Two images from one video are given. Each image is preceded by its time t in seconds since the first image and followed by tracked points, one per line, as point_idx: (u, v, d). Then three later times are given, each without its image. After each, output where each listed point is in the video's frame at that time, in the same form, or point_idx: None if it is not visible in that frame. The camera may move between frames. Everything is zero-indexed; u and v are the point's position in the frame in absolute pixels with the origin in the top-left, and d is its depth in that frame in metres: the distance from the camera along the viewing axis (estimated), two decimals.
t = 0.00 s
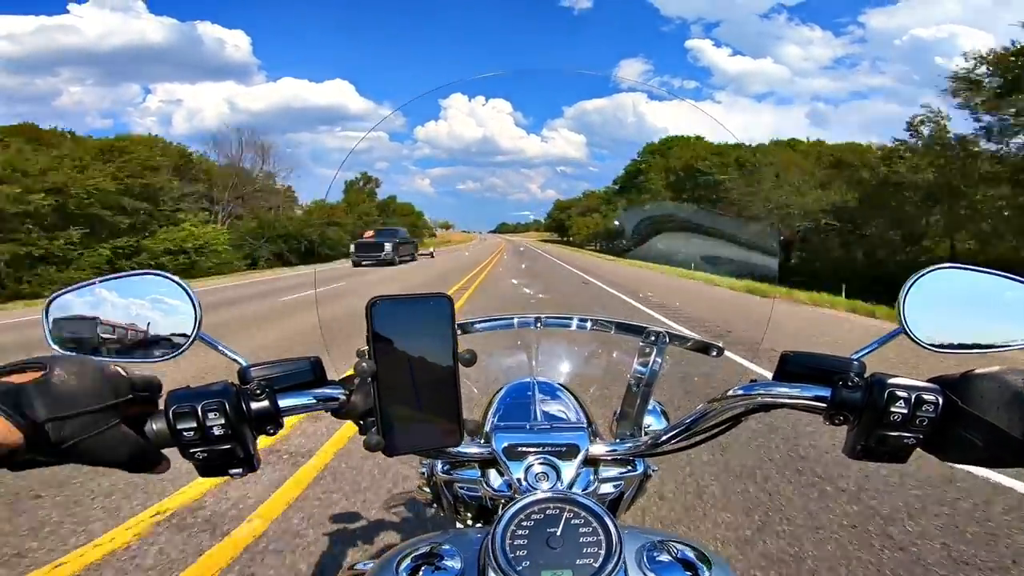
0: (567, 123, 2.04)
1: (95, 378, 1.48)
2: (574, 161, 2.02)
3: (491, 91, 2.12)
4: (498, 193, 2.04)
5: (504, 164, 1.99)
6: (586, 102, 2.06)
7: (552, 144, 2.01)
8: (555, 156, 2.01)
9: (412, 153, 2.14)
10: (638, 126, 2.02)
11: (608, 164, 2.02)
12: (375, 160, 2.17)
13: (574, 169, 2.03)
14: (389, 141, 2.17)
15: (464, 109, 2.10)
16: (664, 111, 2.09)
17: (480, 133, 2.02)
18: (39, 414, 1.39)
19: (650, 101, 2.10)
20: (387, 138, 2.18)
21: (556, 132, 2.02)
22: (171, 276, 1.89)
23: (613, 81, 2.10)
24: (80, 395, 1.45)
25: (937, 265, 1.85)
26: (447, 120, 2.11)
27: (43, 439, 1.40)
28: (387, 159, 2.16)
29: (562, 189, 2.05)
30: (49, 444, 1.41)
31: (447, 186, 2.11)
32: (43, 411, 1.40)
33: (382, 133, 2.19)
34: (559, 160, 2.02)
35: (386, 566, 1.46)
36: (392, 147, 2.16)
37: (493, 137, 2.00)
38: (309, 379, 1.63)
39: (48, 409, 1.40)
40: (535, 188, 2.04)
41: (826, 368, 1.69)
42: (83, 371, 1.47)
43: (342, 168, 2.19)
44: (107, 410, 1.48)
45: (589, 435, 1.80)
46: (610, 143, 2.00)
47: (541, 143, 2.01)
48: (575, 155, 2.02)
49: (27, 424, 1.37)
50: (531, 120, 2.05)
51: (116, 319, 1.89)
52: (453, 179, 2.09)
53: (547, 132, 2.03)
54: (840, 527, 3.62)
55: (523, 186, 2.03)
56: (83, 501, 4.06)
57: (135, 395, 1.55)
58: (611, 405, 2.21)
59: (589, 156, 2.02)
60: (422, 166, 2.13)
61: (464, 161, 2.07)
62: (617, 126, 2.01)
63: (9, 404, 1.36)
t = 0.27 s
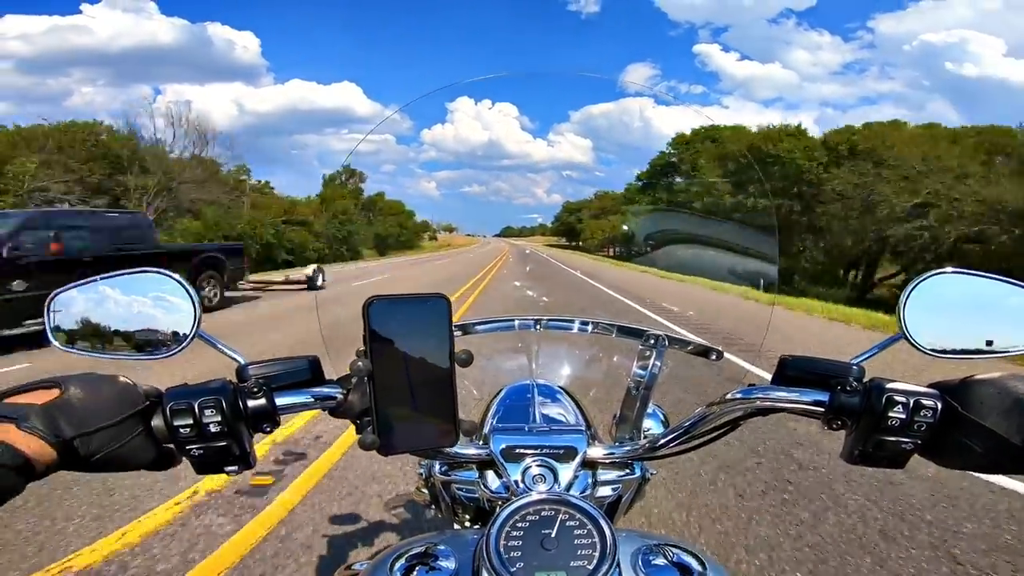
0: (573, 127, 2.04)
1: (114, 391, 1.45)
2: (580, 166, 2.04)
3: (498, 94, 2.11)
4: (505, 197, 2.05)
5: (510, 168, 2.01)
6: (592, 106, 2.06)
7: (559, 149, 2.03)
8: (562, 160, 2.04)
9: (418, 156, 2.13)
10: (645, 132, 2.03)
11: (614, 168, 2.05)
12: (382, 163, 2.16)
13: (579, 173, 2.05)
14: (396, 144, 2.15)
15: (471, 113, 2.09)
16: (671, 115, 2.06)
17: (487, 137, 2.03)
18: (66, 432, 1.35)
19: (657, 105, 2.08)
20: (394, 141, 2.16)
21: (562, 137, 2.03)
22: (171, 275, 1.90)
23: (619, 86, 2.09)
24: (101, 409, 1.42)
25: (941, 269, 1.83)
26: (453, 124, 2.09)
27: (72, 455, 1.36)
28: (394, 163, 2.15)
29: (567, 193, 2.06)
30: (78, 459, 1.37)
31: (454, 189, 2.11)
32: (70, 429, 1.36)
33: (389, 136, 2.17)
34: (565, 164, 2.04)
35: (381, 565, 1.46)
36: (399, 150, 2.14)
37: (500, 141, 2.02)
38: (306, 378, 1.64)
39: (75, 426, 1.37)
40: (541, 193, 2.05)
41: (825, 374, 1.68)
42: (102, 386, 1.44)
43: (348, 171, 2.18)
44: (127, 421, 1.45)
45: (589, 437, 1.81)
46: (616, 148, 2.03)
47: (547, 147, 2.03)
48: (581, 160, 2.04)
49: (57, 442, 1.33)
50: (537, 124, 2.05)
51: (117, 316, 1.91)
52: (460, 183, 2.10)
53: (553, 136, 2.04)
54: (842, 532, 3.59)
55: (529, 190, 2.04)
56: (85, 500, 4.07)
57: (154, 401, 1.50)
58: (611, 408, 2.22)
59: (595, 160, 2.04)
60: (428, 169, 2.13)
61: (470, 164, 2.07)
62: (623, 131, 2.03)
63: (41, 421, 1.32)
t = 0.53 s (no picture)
0: (579, 130, 2.07)
1: (131, 388, 1.45)
2: (586, 169, 2.04)
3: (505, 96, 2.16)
4: (510, 200, 2.03)
5: (516, 171, 2.04)
6: (598, 109, 2.09)
7: (564, 152, 2.05)
8: (567, 163, 2.05)
9: (425, 157, 2.17)
10: (651, 135, 2.06)
11: (621, 172, 2.04)
12: (389, 164, 2.20)
13: (585, 176, 2.04)
14: (403, 145, 2.22)
15: (477, 115, 2.14)
16: (677, 120, 2.08)
17: (493, 139, 2.05)
18: (87, 429, 1.34)
19: (664, 109, 2.11)
20: (401, 143, 2.23)
21: (568, 139, 2.06)
22: (187, 270, 1.92)
23: (626, 90, 2.13)
24: (120, 406, 1.41)
25: (953, 271, 1.84)
26: (459, 126, 2.14)
27: (92, 453, 1.35)
28: (400, 164, 2.19)
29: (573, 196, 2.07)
30: (98, 457, 1.37)
31: (459, 192, 2.10)
32: (91, 426, 1.35)
33: (396, 138, 2.23)
34: (571, 167, 2.05)
35: (389, 563, 1.48)
36: (406, 152, 2.20)
37: (506, 143, 2.04)
38: (323, 372, 1.67)
39: (96, 423, 1.36)
40: (546, 196, 2.06)
41: (837, 373, 1.69)
42: (120, 383, 1.43)
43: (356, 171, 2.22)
44: (147, 417, 1.46)
45: (597, 436, 1.83)
46: (623, 151, 2.03)
47: (553, 149, 2.06)
48: (587, 163, 2.05)
49: (78, 440, 1.32)
50: (543, 126, 2.10)
51: (128, 311, 1.94)
52: (465, 184, 2.08)
53: (559, 139, 2.07)
54: (846, 534, 3.61)
55: (535, 192, 2.05)
56: (96, 496, 4.12)
57: (171, 395, 1.52)
58: (617, 408, 2.24)
59: (601, 163, 2.04)
60: (434, 170, 2.14)
61: (476, 167, 2.07)
62: (629, 134, 2.06)
63: (62, 421, 1.31)
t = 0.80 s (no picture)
0: (600, 126, 2.06)
1: (177, 372, 1.43)
2: (609, 166, 2.04)
3: (525, 93, 2.17)
4: (531, 195, 2.09)
5: (535, 167, 2.04)
6: (620, 106, 2.06)
7: (585, 148, 2.05)
8: (587, 159, 2.04)
9: (445, 153, 2.21)
10: (674, 132, 2.03)
11: (642, 168, 2.03)
12: (410, 160, 2.24)
13: (607, 173, 2.05)
14: (424, 141, 2.25)
15: (497, 111, 2.17)
16: (699, 117, 2.07)
17: (512, 135, 2.06)
18: (134, 412, 1.31)
19: (686, 106, 2.09)
20: (422, 138, 2.25)
21: (589, 136, 2.06)
22: (231, 252, 1.93)
23: (648, 85, 2.10)
24: (168, 388, 1.39)
25: (999, 266, 1.82)
26: (479, 122, 2.17)
27: (139, 437, 1.33)
28: (421, 160, 2.23)
29: (593, 191, 2.04)
30: (145, 441, 1.34)
31: (478, 187, 2.13)
32: (138, 409, 1.32)
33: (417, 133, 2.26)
34: (591, 164, 2.04)
35: (417, 555, 1.50)
36: (426, 147, 2.24)
37: (526, 139, 2.04)
38: (360, 358, 1.68)
39: (143, 405, 1.33)
40: (567, 193, 2.05)
41: (877, 367, 1.67)
42: (166, 366, 1.42)
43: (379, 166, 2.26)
44: (192, 400, 1.44)
45: (626, 430, 1.82)
46: (645, 149, 2.01)
47: (574, 146, 2.06)
48: (609, 159, 2.04)
49: (126, 423, 1.30)
50: (563, 122, 2.10)
51: (164, 299, 1.97)
52: (485, 180, 2.12)
53: (580, 135, 2.07)
54: (872, 533, 3.57)
55: (555, 189, 2.05)
56: (126, 484, 4.20)
57: (215, 379, 1.51)
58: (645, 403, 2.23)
59: (623, 160, 2.04)
60: (455, 166, 2.17)
61: (496, 163, 2.09)
62: (652, 132, 2.02)
63: (112, 402, 1.28)
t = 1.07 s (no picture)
0: (608, 125, 2.04)
1: (151, 370, 1.45)
2: (617, 164, 2.01)
3: (532, 91, 2.13)
4: (536, 194, 2.07)
5: (544, 165, 2.03)
6: (627, 105, 2.05)
7: (592, 146, 2.01)
8: (595, 158, 2.01)
9: (452, 150, 2.15)
10: (682, 132, 2.00)
11: (650, 167, 2.00)
12: (416, 156, 2.18)
13: (615, 172, 2.02)
14: (431, 138, 2.17)
15: (504, 109, 2.13)
16: (709, 116, 2.03)
17: (520, 133, 2.03)
18: (103, 410, 1.34)
19: (696, 105, 2.04)
20: (428, 135, 2.18)
21: (597, 134, 2.03)
22: (214, 251, 1.93)
23: (657, 84, 2.06)
24: (138, 386, 1.41)
25: (993, 274, 1.80)
26: (487, 119, 2.12)
27: (108, 435, 1.35)
28: (428, 157, 2.17)
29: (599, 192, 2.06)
30: (113, 438, 1.36)
31: (485, 185, 2.12)
32: (107, 407, 1.35)
33: (424, 130, 2.20)
34: (597, 163, 2.01)
35: (397, 551, 1.50)
36: (433, 144, 2.17)
37: (533, 138, 2.01)
38: (338, 358, 1.67)
39: (112, 404, 1.36)
40: (574, 191, 2.06)
41: (864, 375, 1.65)
42: (140, 364, 1.43)
43: (384, 163, 2.21)
44: (165, 397, 1.45)
45: (612, 432, 1.81)
46: (654, 147, 1.99)
47: (581, 144, 2.02)
48: (617, 158, 2.01)
49: (94, 421, 1.32)
50: (571, 121, 2.07)
51: (158, 293, 1.97)
52: (492, 178, 2.11)
53: (587, 134, 2.03)
54: (868, 540, 3.55)
55: (562, 187, 2.06)
56: (122, 479, 4.21)
57: (189, 376, 1.51)
58: (635, 405, 2.20)
59: (632, 160, 2.01)
60: (462, 164, 2.15)
61: (504, 160, 2.08)
62: (659, 130, 2.00)
63: (78, 401, 1.31)
